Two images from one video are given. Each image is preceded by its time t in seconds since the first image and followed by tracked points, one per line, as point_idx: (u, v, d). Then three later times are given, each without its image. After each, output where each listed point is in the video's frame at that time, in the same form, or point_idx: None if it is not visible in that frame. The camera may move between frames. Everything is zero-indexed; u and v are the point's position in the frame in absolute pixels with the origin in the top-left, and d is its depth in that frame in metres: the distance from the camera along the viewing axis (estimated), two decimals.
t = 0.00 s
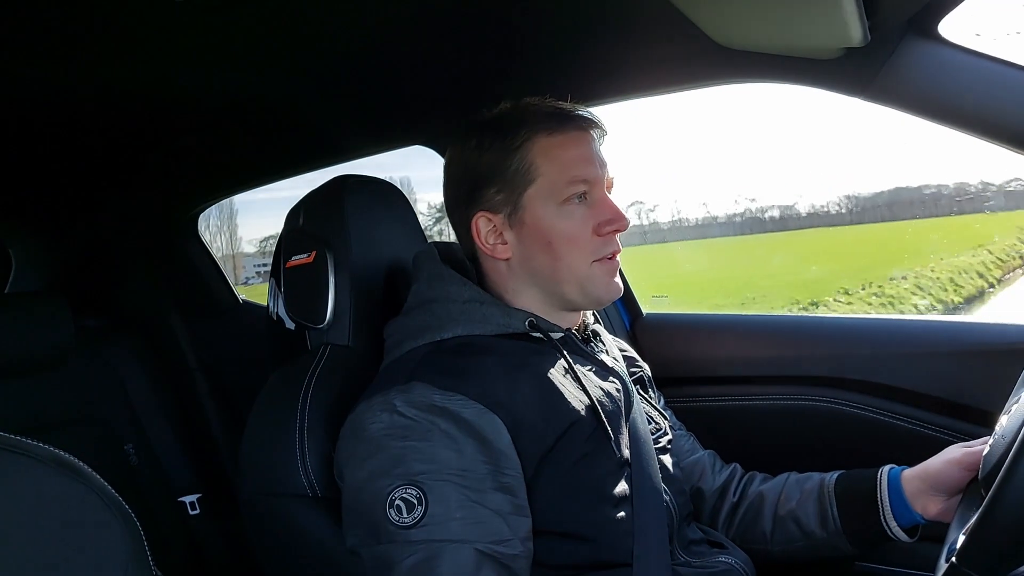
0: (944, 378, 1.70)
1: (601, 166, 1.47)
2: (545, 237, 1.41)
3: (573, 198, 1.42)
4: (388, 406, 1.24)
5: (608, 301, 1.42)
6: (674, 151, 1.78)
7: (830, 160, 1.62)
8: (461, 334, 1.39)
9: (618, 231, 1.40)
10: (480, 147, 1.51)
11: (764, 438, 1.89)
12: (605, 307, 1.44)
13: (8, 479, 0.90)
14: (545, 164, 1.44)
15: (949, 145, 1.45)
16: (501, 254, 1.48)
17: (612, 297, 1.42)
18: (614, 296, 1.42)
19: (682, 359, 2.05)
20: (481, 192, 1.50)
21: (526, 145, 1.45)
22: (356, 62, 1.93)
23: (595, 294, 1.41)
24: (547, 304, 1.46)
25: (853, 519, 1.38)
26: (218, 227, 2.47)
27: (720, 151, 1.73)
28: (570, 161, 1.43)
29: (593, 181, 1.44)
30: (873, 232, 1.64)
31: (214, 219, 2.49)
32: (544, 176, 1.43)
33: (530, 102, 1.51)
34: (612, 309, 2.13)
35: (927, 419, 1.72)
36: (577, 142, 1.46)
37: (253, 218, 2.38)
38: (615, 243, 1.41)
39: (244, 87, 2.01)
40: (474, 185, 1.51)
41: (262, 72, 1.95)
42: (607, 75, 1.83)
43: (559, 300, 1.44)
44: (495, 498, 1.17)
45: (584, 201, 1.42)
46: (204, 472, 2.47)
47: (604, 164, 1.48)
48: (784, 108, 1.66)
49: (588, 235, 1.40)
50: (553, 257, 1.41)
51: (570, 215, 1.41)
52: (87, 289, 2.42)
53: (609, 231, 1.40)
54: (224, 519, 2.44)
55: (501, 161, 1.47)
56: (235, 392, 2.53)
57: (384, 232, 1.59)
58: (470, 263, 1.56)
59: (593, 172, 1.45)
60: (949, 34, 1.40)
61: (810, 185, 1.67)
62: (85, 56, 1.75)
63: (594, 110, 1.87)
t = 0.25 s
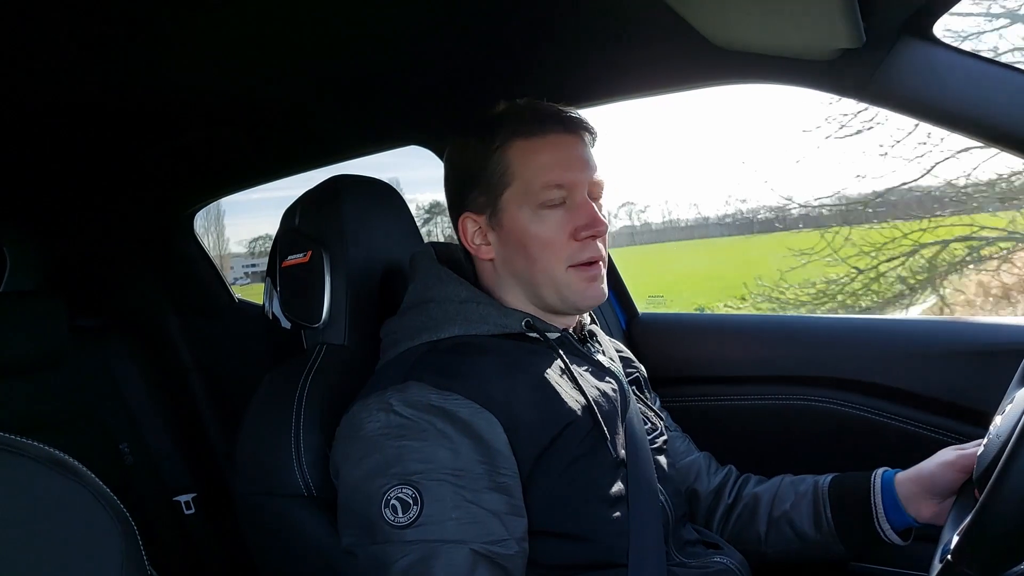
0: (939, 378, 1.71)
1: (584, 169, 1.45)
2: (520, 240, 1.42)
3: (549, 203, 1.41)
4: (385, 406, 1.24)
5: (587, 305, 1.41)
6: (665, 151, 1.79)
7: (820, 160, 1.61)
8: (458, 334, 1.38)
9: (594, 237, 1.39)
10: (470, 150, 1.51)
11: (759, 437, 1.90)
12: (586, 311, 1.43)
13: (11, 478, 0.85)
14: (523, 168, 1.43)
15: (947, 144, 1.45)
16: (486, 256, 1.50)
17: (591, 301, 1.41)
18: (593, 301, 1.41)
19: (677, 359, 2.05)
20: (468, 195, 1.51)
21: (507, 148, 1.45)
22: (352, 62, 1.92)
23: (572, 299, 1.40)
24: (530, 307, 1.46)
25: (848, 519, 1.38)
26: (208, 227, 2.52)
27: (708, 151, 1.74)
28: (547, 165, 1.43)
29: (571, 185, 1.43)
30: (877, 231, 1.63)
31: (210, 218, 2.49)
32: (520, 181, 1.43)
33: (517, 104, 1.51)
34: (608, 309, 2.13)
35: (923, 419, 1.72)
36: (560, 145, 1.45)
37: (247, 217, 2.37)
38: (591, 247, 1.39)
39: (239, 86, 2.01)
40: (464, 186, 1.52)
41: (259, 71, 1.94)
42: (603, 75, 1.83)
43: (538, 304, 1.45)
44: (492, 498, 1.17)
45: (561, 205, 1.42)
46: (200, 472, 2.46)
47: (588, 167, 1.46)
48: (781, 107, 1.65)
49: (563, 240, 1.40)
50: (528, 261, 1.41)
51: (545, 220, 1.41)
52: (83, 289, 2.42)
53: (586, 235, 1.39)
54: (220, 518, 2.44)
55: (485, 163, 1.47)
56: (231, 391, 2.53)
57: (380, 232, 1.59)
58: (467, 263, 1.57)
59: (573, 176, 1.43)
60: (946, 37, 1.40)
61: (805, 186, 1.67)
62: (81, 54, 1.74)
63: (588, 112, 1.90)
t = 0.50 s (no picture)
0: (934, 382, 1.72)
1: (552, 171, 1.43)
2: (488, 244, 1.43)
3: (512, 206, 1.41)
4: (379, 409, 1.24)
5: (554, 309, 1.41)
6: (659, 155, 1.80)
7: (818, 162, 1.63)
8: (453, 338, 1.38)
9: (553, 241, 1.38)
10: (455, 154, 1.53)
11: (755, 441, 1.90)
12: (557, 314, 1.43)
13: None
14: (489, 171, 1.44)
15: (944, 145, 1.47)
16: (469, 257, 1.52)
17: (557, 306, 1.40)
18: (560, 305, 1.40)
19: (673, 362, 2.04)
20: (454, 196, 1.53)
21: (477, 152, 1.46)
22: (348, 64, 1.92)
23: (538, 303, 1.40)
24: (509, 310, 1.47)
25: (843, 522, 1.38)
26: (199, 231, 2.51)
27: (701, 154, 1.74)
28: (511, 168, 1.42)
29: (536, 188, 1.42)
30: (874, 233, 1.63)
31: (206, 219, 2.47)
32: (486, 185, 1.44)
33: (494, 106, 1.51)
34: (604, 313, 2.13)
35: (918, 423, 1.73)
36: (526, 147, 1.44)
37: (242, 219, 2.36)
38: (553, 251, 1.38)
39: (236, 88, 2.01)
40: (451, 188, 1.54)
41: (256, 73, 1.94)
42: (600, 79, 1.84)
43: (512, 306, 1.46)
44: (485, 502, 1.17)
45: (525, 209, 1.41)
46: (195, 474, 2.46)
47: (557, 168, 1.44)
48: (778, 112, 1.66)
49: (525, 243, 1.39)
50: (496, 264, 1.43)
51: (508, 223, 1.41)
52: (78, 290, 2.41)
53: (546, 239, 1.38)
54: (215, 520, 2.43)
55: (462, 167, 1.49)
56: (227, 393, 2.52)
57: (375, 235, 1.59)
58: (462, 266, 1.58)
59: (537, 179, 1.42)
60: (940, 41, 1.41)
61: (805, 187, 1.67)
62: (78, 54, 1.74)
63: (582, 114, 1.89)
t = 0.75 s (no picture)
0: (930, 384, 1.72)
1: (553, 175, 1.43)
2: (488, 247, 1.43)
3: (513, 210, 1.41)
4: (377, 411, 1.24)
5: (553, 312, 1.41)
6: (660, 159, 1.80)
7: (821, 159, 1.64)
8: (451, 340, 1.38)
9: (553, 245, 1.38)
10: (455, 155, 1.52)
11: (751, 443, 1.90)
12: (555, 317, 1.43)
13: None
14: (489, 175, 1.44)
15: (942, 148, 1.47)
16: (468, 259, 1.51)
17: (555, 309, 1.40)
18: (558, 309, 1.40)
19: (671, 363, 2.03)
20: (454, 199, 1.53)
21: (477, 155, 1.45)
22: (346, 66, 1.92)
23: (536, 306, 1.40)
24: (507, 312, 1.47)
25: (839, 525, 1.39)
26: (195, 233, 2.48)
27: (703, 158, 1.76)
28: (512, 172, 1.42)
29: (537, 192, 1.42)
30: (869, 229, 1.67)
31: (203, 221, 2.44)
32: (487, 188, 1.43)
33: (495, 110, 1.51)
34: (603, 317, 2.11)
35: (913, 424, 1.74)
36: (527, 151, 1.44)
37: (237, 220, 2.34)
38: (552, 255, 1.38)
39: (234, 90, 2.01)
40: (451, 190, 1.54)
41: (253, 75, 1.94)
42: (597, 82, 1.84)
43: (511, 309, 1.46)
44: (482, 504, 1.17)
45: (525, 212, 1.41)
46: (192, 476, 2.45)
47: (558, 173, 1.44)
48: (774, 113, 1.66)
49: (525, 247, 1.39)
50: (495, 267, 1.43)
51: (508, 226, 1.41)
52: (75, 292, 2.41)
53: (545, 243, 1.38)
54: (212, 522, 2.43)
55: (462, 169, 1.49)
56: (224, 395, 2.52)
57: (372, 237, 1.59)
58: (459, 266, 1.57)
59: (538, 183, 1.42)
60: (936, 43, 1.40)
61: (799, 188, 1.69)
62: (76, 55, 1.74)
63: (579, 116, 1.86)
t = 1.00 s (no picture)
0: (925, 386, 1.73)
1: (556, 180, 1.44)
2: (489, 250, 1.43)
3: (516, 214, 1.41)
4: (376, 412, 1.24)
5: (553, 317, 1.41)
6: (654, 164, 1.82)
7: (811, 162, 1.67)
8: (448, 342, 1.38)
9: (556, 251, 1.38)
10: (456, 157, 1.52)
11: (747, 446, 1.90)
12: (555, 321, 1.43)
13: None
14: (492, 179, 1.43)
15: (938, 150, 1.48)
16: (468, 261, 1.51)
17: (556, 314, 1.41)
18: (559, 314, 1.41)
19: (667, 367, 2.04)
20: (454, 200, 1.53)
21: (479, 158, 1.45)
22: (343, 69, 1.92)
23: (536, 310, 1.41)
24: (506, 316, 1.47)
25: (835, 527, 1.39)
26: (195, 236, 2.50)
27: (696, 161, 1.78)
28: (515, 176, 1.42)
29: (539, 197, 1.42)
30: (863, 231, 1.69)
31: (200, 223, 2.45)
32: (489, 191, 1.43)
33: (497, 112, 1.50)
34: (599, 319, 2.11)
35: (909, 426, 1.74)
36: (531, 155, 1.44)
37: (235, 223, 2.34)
38: (554, 260, 1.39)
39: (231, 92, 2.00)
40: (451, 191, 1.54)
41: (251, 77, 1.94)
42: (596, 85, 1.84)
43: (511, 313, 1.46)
44: (481, 506, 1.17)
45: (527, 217, 1.41)
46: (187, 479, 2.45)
47: (561, 178, 1.44)
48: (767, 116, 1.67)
49: (527, 252, 1.40)
50: (497, 271, 1.43)
51: (511, 231, 1.41)
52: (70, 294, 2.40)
53: (548, 249, 1.39)
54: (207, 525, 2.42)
55: (463, 171, 1.49)
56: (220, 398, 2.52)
57: (370, 239, 1.59)
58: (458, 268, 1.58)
59: (541, 187, 1.42)
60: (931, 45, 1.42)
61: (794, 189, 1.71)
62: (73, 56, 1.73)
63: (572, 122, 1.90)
